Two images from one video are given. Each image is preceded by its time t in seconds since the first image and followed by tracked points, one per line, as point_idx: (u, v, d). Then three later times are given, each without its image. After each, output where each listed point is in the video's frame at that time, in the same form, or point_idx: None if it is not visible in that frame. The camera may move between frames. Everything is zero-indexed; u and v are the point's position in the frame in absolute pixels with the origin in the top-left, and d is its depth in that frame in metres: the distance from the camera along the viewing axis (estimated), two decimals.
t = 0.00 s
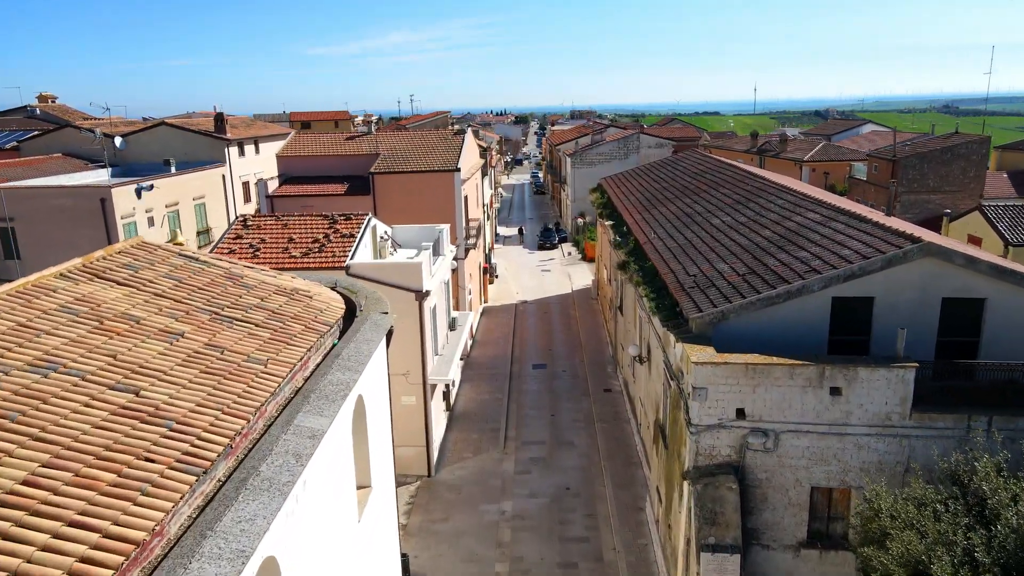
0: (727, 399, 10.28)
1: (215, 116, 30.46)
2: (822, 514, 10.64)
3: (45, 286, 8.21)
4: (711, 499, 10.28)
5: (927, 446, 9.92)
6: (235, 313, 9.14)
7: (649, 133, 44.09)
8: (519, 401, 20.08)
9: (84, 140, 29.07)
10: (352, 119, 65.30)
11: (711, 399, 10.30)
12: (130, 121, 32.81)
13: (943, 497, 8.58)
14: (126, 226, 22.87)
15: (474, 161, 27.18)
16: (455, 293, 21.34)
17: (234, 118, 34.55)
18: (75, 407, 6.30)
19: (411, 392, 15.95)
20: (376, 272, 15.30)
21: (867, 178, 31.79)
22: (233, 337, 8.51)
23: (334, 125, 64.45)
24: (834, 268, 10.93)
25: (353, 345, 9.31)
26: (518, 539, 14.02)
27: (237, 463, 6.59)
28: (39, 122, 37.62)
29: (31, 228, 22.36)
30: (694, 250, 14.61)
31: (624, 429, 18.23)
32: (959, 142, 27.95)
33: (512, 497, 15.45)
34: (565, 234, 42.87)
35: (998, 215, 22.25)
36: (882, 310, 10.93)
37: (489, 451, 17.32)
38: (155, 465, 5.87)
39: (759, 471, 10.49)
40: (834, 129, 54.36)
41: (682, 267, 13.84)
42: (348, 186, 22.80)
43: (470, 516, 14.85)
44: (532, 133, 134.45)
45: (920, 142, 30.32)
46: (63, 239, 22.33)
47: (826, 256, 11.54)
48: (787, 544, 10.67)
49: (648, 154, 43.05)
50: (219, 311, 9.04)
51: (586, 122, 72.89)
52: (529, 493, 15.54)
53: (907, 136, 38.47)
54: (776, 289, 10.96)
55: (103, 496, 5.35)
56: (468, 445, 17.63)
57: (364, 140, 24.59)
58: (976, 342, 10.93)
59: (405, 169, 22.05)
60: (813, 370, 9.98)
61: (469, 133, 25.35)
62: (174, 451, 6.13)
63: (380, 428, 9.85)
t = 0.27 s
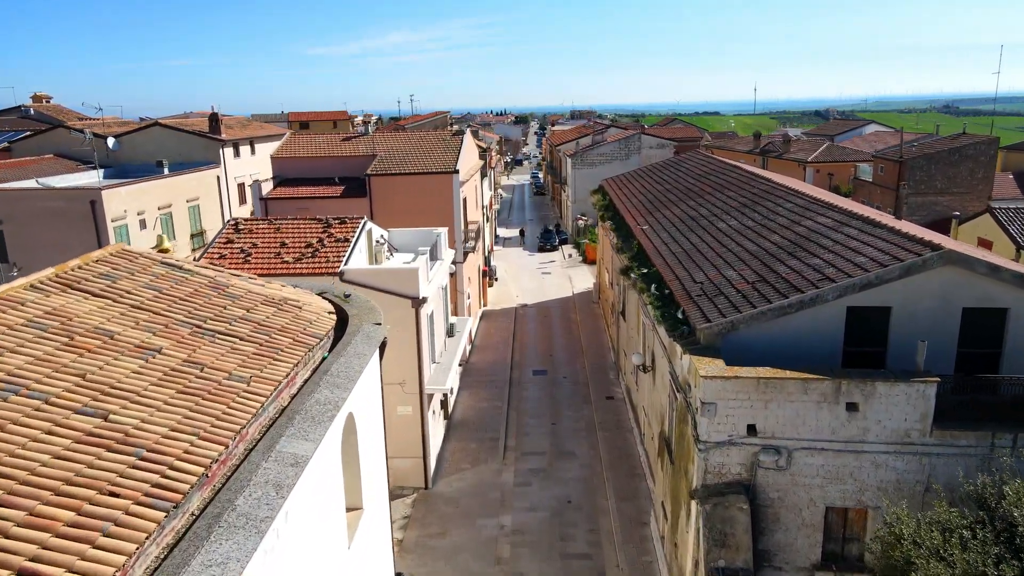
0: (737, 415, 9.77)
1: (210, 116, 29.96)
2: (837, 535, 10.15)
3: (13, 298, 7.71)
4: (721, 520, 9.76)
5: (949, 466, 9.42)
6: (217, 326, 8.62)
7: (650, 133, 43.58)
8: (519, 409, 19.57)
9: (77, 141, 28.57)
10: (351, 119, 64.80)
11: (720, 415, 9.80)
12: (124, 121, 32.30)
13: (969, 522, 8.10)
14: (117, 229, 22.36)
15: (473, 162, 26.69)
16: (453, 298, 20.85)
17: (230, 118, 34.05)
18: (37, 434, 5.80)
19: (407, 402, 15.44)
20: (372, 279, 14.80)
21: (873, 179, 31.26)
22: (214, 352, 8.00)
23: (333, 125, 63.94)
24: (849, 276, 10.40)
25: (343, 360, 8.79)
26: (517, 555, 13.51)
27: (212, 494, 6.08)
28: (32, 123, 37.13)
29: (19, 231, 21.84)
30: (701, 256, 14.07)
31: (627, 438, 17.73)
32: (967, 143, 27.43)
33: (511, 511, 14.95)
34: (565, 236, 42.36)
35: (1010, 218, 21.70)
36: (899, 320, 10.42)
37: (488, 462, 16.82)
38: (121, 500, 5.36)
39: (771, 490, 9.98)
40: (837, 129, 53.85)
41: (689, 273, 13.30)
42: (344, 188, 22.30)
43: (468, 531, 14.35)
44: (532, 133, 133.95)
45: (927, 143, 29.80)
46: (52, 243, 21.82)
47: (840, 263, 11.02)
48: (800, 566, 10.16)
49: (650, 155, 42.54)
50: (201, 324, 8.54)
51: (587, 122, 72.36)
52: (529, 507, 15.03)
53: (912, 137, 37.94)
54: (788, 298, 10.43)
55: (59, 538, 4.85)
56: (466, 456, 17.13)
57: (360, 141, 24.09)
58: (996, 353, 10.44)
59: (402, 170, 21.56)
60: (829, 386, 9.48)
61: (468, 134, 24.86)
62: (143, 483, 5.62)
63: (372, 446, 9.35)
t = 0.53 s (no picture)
0: (749, 432, 9.26)
1: (204, 116, 29.45)
2: (853, 557, 9.66)
3: None
4: (732, 542, 9.26)
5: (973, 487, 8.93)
6: (198, 341, 8.12)
7: (652, 134, 43.08)
8: (519, 417, 19.08)
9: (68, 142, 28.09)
10: (349, 119, 64.31)
11: (731, 432, 9.29)
12: (117, 122, 31.79)
13: (998, 549, 7.62)
14: (108, 232, 21.82)
15: (472, 164, 26.19)
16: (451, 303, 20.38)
17: (225, 119, 33.56)
18: None
19: (404, 413, 14.94)
20: (367, 285, 14.30)
21: (879, 180, 30.76)
22: (193, 370, 7.49)
23: (331, 126, 63.45)
24: (866, 285, 9.90)
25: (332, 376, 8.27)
26: (517, 572, 13.01)
27: (184, 531, 5.58)
28: (25, 123, 36.63)
29: (7, 235, 21.33)
30: (708, 262, 13.56)
31: (630, 448, 17.24)
32: (975, 143, 26.92)
33: (511, 525, 14.45)
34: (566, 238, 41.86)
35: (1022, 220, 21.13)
36: (917, 331, 9.92)
37: (487, 474, 16.32)
38: (79, 541, 4.86)
39: (784, 511, 9.48)
40: (840, 130, 53.36)
41: (696, 281, 12.79)
42: (339, 190, 21.79)
43: (466, 546, 13.84)
44: (532, 133, 133.43)
45: (934, 144, 29.29)
46: (41, 246, 21.29)
47: (855, 271, 10.50)
48: None
49: (651, 155, 42.04)
50: (181, 338, 8.04)
51: (587, 123, 71.78)
52: (530, 521, 14.54)
53: (918, 138, 37.44)
54: (801, 309, 9.93)
55: None
56: (465, 467, 16.65)
57: (357, 142, 23.59)
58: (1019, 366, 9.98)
59: (399, 172, 21.06)
60: (845, 402, 8.99)
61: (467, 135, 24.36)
62: (106, 520, 5.11)
63: (363, 466, 8.87)
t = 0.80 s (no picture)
0: (762, 452, 8.75)
1: (198, 117, 28.95)
2: None
3: None
4: (743, 568, 8.76)
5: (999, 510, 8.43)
6: (176, 357, 7.61)
7: (653, 134, 42.59)
8: (518, 426, 18.58)
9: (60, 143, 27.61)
10: (348, 120, 63.83)
11: (743, 451, 8.78)
12: (110, 122, 31.27)
13: None
14: (99, 235, 21.28)
15: (471, 165, 25.70)
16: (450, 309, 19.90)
17: (220, 119, 33.07)
18: None
19: (399, 424, 14.45)
20: (362, 293, 13.80)
21: (884, 182, 30.26)
22: (168, 389, 6.98)
23: (329, 126, 62.97)
24: (884, 295, 9.38)
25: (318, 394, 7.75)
26: None
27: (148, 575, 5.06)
28: (18, 124, 36.14)
29: None
30: (714, 268, 13.03)
31: (633, 458, 16.74)
32: (984, 144, 26.42)
33: (510, 540, 13.94)
34: (566, 239, 41.38)
35: None
36: (938, 344, 9.41)
37: (486, 486, 15.83)
38: None
39: (799, 535, 8.98)
40: (843, 130, 52.86)
41: (702, 288, 12.27)
42: (335, 192, 21.30)
43: (464, 563, 13.34)
44: (532, 134, 132.92)
45: (941, 144, 28.80)
46: (29, 250, 20.80)
47: (872, 279, 9.98)
48: None
49: (653, 156, 41.54)
50: (158, 354, 7.54)
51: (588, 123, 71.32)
52: (530, 536, 14.03)
53: (923, 138, 36.96)
54: (816, 320, 9.40)
55: None
56: (463, 479, 16.16)
57: (353, 143, 23.10)
58: None
59: (396, 174, 20.56)
60: (864, 420, 8.49)
61: (466, 136, 23.86)
62: (59, 567, 4.61)
63: (353, 488, 8.37)
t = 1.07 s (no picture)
0: (776, 473, 8.24)
1: (192, 117, 28.42)
2: None
3: None
4: None
5: None
6: (150, 375, 7.10)
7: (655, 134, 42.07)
8: (518, 435, 18.07)
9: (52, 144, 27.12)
10: (347, 120, 63.32)
11: (757, 473, 8.27)
12: (103, 123, 30.76)
13: None
14: (89, 238, 20.69)
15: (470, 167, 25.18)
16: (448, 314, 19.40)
17: (216, 119, 32.56)
18: None
19: (395, 436, 13.94)
20: (356, 301, 13.29)
21: (891, 183, 29.74)
22: (140, 412, 6.48)
23: (328, 127, 62.45)
24: (904, 306, 8.85)
25: (303, 413, 7.25)
26: None
27: None
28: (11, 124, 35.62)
29: None
30: (722, 275, 12.51)
31: (637, 470, 16.24)
32: (993, 145, 25.90)
33: (510, 557, 13.44)
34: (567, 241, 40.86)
35: None
36: (962, 358, 8.91)
37: (485, 499, 15.32)
38: None
39: (815, 561, 8.47)
40: (846, 130, 52.33)
41: (710, 296, 11.75)
42: (330, 194, 20.79)
43: None
44: (532, 134, 132.38)
45: (949, 145, 28.28)
46: (17, 254, 20.29)
47: (890, 289, 9.46)
48: None
49: (654, 157, 41.00)
50: (132, 372, 7.03)
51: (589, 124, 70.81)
52: (530, 552, 13.53)
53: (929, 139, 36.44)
54: (832, 332, 8.88)
55: None
56: (461, 492, 15.65)
57: (349, 144, 22.60)
58: None
59: (393, 176, 20.06)
60: (886, 440, 7.99)
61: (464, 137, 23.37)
62: None
63: (343, 514, 7.87)
